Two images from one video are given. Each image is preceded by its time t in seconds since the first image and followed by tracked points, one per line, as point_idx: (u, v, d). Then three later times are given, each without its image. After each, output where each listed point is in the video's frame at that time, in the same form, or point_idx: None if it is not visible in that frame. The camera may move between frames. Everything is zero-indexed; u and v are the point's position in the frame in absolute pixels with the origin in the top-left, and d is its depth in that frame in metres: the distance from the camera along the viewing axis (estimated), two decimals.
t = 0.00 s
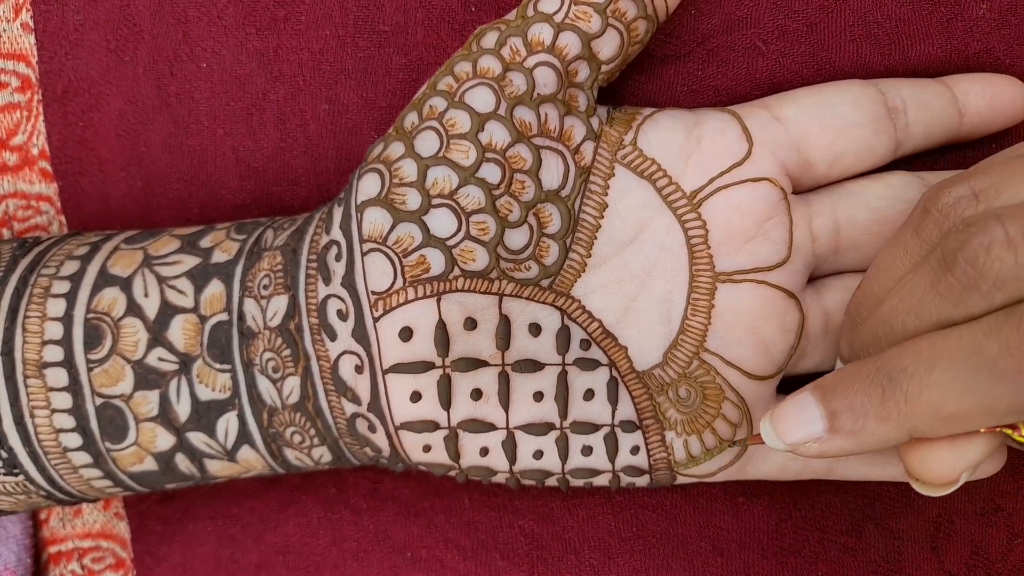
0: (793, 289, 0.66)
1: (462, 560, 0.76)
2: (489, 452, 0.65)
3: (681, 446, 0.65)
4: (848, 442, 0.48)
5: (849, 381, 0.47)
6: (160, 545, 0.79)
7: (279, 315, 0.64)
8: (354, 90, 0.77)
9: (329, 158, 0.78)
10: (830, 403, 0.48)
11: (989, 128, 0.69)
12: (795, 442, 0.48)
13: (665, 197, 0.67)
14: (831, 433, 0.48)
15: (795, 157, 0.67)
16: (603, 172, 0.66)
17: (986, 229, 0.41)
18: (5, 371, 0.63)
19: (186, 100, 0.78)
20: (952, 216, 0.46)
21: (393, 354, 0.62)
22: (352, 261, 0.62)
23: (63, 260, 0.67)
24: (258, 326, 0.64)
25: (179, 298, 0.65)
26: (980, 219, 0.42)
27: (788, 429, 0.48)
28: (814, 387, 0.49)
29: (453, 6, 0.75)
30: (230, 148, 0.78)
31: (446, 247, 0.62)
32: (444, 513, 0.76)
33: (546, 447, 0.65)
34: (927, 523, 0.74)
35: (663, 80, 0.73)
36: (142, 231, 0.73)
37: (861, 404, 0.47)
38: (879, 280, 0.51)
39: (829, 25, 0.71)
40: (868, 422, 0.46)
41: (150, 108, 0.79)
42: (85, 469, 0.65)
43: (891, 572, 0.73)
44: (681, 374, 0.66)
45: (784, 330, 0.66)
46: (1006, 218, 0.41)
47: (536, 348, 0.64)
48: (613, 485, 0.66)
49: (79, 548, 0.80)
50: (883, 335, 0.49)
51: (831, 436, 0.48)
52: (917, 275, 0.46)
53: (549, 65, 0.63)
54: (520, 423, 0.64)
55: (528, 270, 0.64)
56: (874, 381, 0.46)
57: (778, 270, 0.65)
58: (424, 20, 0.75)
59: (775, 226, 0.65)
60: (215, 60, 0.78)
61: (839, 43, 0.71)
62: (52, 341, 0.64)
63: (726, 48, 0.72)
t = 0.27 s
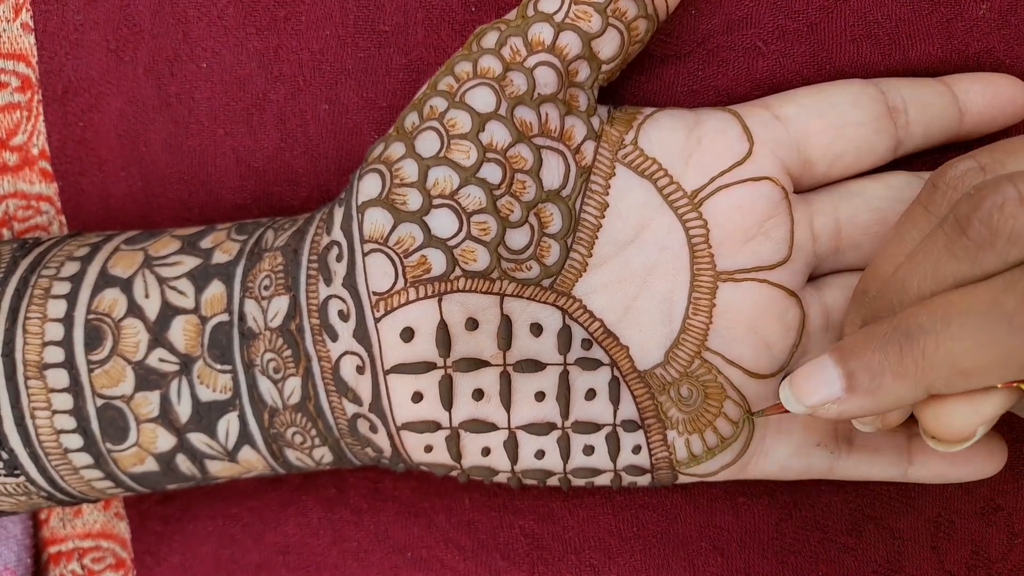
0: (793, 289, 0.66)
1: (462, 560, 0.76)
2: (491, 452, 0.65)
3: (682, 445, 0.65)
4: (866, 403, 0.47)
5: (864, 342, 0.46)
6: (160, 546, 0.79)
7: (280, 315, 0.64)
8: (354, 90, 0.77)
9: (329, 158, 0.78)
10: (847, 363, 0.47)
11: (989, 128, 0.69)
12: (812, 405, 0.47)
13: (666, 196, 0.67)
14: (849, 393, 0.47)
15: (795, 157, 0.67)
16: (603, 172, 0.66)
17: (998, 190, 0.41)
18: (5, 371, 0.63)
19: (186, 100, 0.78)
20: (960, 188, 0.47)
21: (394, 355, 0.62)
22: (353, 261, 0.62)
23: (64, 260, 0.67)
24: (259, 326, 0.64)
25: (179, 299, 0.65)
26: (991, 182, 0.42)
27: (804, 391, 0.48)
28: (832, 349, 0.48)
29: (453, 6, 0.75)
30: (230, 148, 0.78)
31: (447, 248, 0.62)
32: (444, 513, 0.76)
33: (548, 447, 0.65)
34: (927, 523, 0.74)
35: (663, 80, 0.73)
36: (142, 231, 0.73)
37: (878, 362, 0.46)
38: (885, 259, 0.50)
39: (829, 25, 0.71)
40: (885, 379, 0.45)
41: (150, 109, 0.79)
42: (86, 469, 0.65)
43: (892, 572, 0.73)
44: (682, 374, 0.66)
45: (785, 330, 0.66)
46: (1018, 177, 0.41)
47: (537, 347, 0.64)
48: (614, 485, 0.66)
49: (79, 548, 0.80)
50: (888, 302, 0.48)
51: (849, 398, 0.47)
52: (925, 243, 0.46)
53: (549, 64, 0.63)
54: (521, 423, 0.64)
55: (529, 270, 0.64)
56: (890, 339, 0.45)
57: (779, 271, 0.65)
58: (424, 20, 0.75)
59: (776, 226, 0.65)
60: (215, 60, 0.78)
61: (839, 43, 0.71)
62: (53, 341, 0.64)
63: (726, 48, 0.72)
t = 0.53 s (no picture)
0: (793, 286, 0.66)
1: (462, 560, 0.76)
2: (491, 451, 0.65)
3: (683, 443, 0.65)
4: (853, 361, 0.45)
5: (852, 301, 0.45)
6: (160, 546, 0.79)
7: (280, 314, 0.64)
8: (354, 90, 0.77)
9: (329, 158, 0.78)
10: (834, 320, 0.45)
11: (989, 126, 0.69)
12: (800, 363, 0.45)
13: (665, 195, 0.67)
14: (837, 350, 0.45)
15: (795, 155, 0.67)
16: (604, 171, 0.66)
17: (984, 153, 0.41)
18: (5, 370, 0.63)
19: (186, 100, 0.78)
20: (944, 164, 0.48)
21: (395, 353, 0.62)
22: (353, 260, 0.62)
23: (64, 260, 0.67)
24: (259, 325, 0.64)
25: (179, 298, 0.65)
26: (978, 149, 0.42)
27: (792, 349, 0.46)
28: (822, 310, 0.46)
29: (453, 6, 0.75)
30: (230, 147, 0.78)
31: (447, 247, 0.62)
32: (444, 513, 0.76)
33: (549, 445, 0.65)
34: (927, 523, 0.74)
35: (663, 80, 0.73)
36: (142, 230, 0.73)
37: (866, 316, 0.44)
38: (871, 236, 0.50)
39: (829, 25, 0.72)
40: (872, 334, 0.44)
41: (150, 108, 0.79)
42: (86, 469, 0.65)
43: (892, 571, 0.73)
44: (683, 372, 0.66)
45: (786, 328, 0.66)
46: (1003, 143, 0.41)
47: (538, 346, 0.64)
48: (615, 483, 0.66)
49: (79, 548, 0.79)
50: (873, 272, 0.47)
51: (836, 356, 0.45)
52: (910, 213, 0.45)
53: (549, 63, 0.63)
54: (521, 422, 0.64)
55: (530, 269, 0.64)
56: (879, 295, 0.44)
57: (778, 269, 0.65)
58: (424, 20, 0.75)
59: (775, 224, 0.66)
60: (215, 60, 0.78)
61: (839, 43, 0.72)
62: (53, 341, 0.64)
63: (726, 48, 0.72)
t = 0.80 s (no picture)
0: (795, 290, 0.66)
1: (462, 560, 0.76)
2: (489, 453, 0.65)
3: (681, 446, 0.65)
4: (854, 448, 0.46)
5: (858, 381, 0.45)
6: (160, 545, 0.79)
7: (280, 315, 0.64)
8: (354, 90, 0.77)
9: (329, 158, 0.78)
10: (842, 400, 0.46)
11: (990, 126, 0.69)
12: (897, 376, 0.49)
13: (665, 196, 0.67)
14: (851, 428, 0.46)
15: (796, 156, 0.67)
16: (603, 173, 0.66)
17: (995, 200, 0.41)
18: (6, 371, 0.63)
19: (186, 100, 0.78)
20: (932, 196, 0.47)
21: (393, 355, 0.62)
22: (353, 261, 0.62)
23: (64, 260, 0.67)
24: (259, 326, 0.64)
25: (179, 298, 0.65)
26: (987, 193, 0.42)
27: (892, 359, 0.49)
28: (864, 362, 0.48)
29: (453, 6, 0.75)
30: (230, 147, 0.79)
31: (446, 248, 0.62)
32: (444, 513, 0.76)
33: (546, 449, 0.65)
34: (928, 526, 0.74)
35: (663, 79, 0.73)
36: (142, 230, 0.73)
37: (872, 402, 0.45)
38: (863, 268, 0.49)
39: (830, 23, 0.72)
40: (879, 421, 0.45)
41: (150, 109, 0.79)
42: (86, 469, 0.65)
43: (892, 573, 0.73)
44: (681, 375, 0.66)
45: (785, 331, 0.66)
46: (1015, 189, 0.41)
47: (536, 349, 0.64)
48: (613, 486, 0.66)
49: (79, 548, 0.79)
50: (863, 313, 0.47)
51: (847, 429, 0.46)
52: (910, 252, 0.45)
53: (549, 65, 0.63)
54: (519, 424, 0.64)
55: (529, 271, 0.64)
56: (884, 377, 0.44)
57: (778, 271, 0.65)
58: (424, 20, 0.75)
59: (774, 226, 0.66)
60: (215, 60, 0.78)
61: (839, 41, 0.71)
62: (53, 341, 0.64)
63: (726, 47, 0.72)
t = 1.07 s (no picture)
0: (793, 290, 0.66)
1: (462, 560, 0.76)
2: (489, 453, 0.65)
3: (681, 447, 0.65)
4: (803, 483, 0.48)
5: (812, 424, 0.47)
6: (160, 545, 0.79)
7: (279, 315, 0.64)
8: (354, 90, 0.77)
9: (329, 158, 0.78)
10: (790, 444, 0.48)
11: (989, 125, 0.69)
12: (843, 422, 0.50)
13: (663, 196, 0.67)
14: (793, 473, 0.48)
15: (794, 156, 0.67)
16: (602, 173, 0.66)
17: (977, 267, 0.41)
18: (5, 370, 0.63)
19: (186, 100, 0.78)
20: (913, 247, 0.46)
21: (392, 355, 0.62)
22: (352, 261, 0.62)
23: (63, 260, 0.67)
24: (259, 326, 0.64)
25: (179, 298, 0.65)
26: (971, 254, 0.42)
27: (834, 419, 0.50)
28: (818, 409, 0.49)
29: (453, 7, 0.75)
30: (230, 147, 0.79)
31: (445, 248, 0.62)
32: (444, 513, 0.76)
33: (546, 448, 0.65)
34: (928, 525, 0.74)
35: (663, 79, 0.73)
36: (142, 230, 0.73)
37: (821, 448, 0.47)
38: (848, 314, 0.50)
39: (829, 24, 0.72)
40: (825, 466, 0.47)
41: (150, 109, 0.79)
42: (85, 469, 0.66)
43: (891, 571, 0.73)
44: (681, 376, 0.66)
45: (785, 332, 0.66)
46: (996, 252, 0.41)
47: (535, 348, 0.64)
48: (613, 485, 0.66)
49: (79, 548, 0.79)
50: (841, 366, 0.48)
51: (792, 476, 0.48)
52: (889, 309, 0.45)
53: (548, 65, 0.63)
54: (519, 424, 0.64)
55: (528, 271, 0.64)
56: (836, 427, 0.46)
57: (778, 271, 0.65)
58: (424, 20, 0.75)
59: (774, 226, 0.66)
60: (215, 60, 0.78)
61: (839, 41, 0.71)
62: (53, 341, 0.64)
63: (726, 47, 0.72)
